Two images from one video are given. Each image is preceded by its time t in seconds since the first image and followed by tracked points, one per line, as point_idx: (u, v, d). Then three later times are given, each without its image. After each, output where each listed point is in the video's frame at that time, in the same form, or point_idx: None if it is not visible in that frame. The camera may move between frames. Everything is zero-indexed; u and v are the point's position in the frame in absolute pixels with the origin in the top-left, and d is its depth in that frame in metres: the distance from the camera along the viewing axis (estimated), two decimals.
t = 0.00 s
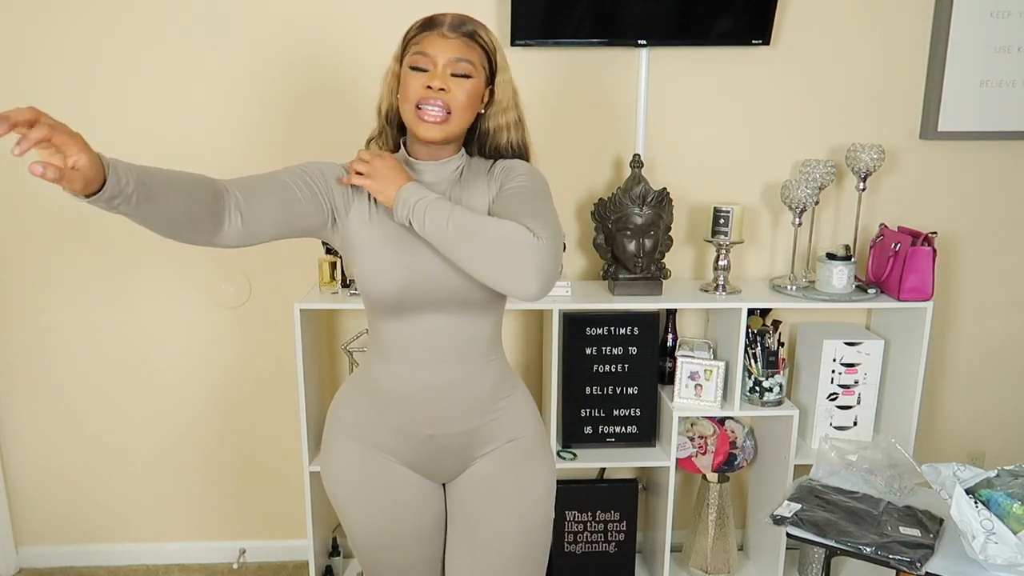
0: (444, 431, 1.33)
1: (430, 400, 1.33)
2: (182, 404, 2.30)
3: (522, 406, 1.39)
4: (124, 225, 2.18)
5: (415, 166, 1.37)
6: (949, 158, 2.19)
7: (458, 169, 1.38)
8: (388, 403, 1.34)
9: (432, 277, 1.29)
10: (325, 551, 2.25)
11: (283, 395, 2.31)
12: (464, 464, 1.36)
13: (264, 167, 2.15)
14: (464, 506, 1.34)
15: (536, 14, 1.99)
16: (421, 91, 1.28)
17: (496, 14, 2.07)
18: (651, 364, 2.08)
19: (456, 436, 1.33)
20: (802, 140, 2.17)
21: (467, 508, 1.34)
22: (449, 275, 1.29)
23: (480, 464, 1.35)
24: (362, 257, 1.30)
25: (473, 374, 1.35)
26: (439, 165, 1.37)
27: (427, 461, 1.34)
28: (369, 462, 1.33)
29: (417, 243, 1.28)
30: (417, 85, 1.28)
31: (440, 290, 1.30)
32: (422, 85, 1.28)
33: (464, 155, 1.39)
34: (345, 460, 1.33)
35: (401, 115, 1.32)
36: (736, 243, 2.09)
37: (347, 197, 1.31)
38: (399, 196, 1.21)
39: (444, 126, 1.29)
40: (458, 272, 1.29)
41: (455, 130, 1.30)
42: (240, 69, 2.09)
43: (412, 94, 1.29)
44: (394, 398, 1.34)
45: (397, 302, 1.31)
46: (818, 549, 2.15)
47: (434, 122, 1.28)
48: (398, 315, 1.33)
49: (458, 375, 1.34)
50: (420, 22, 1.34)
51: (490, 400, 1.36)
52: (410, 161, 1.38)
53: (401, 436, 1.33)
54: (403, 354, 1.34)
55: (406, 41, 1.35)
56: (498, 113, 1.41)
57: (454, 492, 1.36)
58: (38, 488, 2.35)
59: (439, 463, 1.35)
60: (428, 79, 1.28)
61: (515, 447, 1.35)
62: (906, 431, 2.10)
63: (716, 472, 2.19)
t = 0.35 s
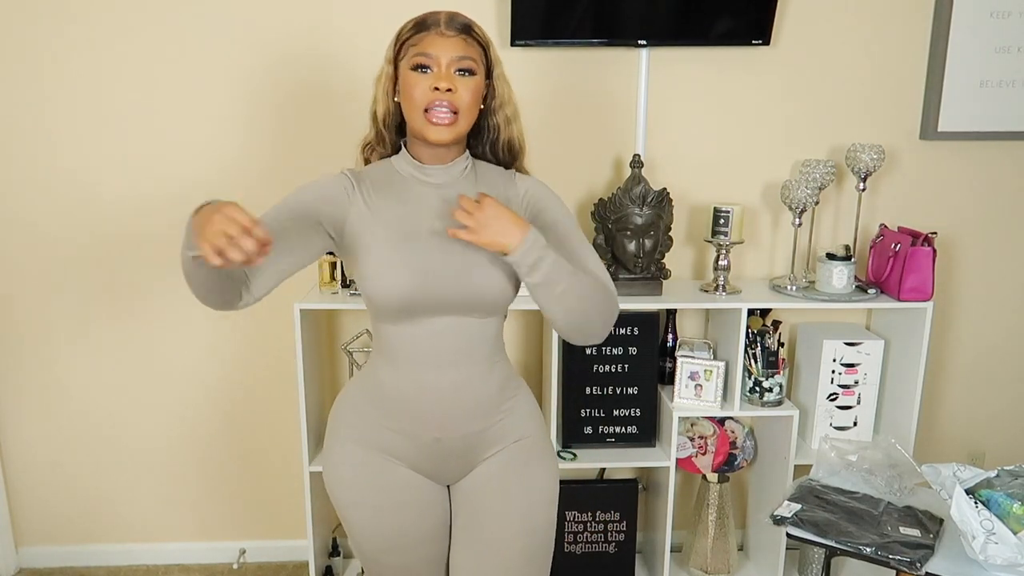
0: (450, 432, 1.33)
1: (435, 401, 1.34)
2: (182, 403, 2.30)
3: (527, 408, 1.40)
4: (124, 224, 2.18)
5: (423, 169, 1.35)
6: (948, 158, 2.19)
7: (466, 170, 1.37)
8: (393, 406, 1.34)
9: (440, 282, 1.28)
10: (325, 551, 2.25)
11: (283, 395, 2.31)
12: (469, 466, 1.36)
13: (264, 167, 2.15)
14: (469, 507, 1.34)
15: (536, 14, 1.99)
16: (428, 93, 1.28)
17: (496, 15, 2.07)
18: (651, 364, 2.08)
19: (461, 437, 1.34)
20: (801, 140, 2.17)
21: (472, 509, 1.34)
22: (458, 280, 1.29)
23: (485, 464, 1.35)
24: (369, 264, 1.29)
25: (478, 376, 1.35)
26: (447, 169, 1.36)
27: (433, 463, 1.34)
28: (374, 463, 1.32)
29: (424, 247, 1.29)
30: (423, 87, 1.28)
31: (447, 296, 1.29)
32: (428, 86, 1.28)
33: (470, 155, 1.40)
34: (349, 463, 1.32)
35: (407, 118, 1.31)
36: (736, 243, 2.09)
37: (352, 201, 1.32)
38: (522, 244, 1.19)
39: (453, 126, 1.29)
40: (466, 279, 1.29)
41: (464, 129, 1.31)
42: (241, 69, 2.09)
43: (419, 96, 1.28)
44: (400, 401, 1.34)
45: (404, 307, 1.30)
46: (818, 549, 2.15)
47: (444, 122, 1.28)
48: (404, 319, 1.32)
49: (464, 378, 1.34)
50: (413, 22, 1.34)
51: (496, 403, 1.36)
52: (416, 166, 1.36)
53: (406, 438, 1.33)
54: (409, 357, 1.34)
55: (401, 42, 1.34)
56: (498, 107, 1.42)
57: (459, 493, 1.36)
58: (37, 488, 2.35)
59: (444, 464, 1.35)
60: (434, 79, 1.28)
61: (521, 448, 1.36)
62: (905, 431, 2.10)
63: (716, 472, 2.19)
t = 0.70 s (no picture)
0: (455, 433, 1.33)
1: (440, 402, 1.33)
2: (182, 404, 2.30)
3: (532, 408, 1.40)
4: (123, 225, 2.18)
5: (424, 172, 1.35)
6: (949, 158, 2.19)
7: (467, 170, 1.37)
8: (399, 407, 1.34)
9: (444, 285, 1.29)
10: (325, 551, 2.25)
11: (283, 396, 2.31)
12: (475, 466, 1.36)
13: (264, 168, 2.15)
14: (473, 508, 1.34)
15: (536, 14, 1.99)
16: (420, 96, 1.28)
17: (496, 15, 2.07)
18: (651, 364, 2.08)
19: (466, 438, 1.34)
20: (802, 140, 2.17)
21: (477, 509, 1.34)
22: (462, 282, 1.29)
23: (490, 464, 1.35)
24: (375, 268, 1.29)
25: (482, 376, 1.35)
26: (448, 171, 1.35)
27: (439, 464, 1.35)
28: (379, 464, 1.32)
29: (428, 251, 1.29)
30: (415, 90, 1.28)
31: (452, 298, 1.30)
32: (420, 89, 1.28)
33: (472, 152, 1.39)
34: (354, 464, 1.33)
35: (403, 123, 1.31)
36: (736, 244, 2.08)
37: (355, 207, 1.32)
38: (574, 230, 1.28)
39: (448, 125, 1.29)
40: (472, 283, 1.29)
41: (460, 126, 1.31)
42: (240, 69, 2.09)
43: (411, 100, 1.28)
44: (406, 402, 1.34)
45: (408, 311, 1.30)
46: (818, 549, 2.15)
47: (439, 123, 1.28)
48: (409, 321, 1.32)
49: (469, 379, 1.34)
50: (394, 23, 1.33)
51: (502, 403, 1.36)
52: (417, 168, 1.35)
53: (413, 439, 1.34)
54: (413, 358, 1.34)
55: (385, 46, 1.33)
56: (488, 98, 1.42)
57: (463, 493, 1.36)
58: (37, 488, 2.35)
59: (449, 464, 1.35)
60: (424, 80, 1.28)
61: (526, 450, 1.35)
62: (906, 431, 2.10)
63: (716, 473, 2.19)
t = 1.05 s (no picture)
0: (459, 432, 1.33)
1: (444, 402, 1.33)
2: (182, 404, 2.30)
3: (536, 408, 1.40)
4: (123, 225, 2.18)
5: (430, 170, 1.35)
6: (948, 158, 2.19)
7: (473, 169, 1.37)
8: (402, 407, 1.34)
9: (448, 284, 1.29)
10: (325, 551, 2.25)
11: (283, 395, 2.31)
12: (479, 465, 1.36)
13: (264, 168, 2.15)
14: (476, 507, 1.34)
15: (536, 14, 1.99)
16: (428, 96, 1.28)
17: (496, 15, 2.07)
18: (651, 364, 2.08)
19: (470, 437, 1.34)
20: (801, 139, 2.17)
21: (481, 509, 1.34)
22: (466, 282, 1.29)
23: (493, 463, 1.35)
24: (377, 267, 1.29)
25: (485, 376, 1.35)
26: (454, 169, 1.35)
27: (443, 464, 1.35)
28: (383, 464, 1.33)
29: (432, 249, 1.29)
30: (422, 91, 1.28)
31: (455, 297, 1.30)
32: (427, 90, 1.28)
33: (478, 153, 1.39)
34: (358, 464, 1.33)
35: (409, 122, 1.31)
36: (736, 244, 2.09)
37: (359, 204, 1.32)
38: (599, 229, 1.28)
39: (455, 126, 1.29)
40: (474, 282, 1.29)
41: (467, 128, 1.31)
42: (240, 69, 2.09)
43: (419, 100, 1.28)
44: (409, 401, 1.34)
45: (410, 309, 1.30)
46: (818, 550, 2.15)
47: (447, 124, 1.28)
48: (412, 319, 1.32)
49: (473, 379, 1.34)
50: (404, 22, 1.33)
51: (505, 402, 1.36)
52: (423, 167, 1.35)
53: (417, 439, 1.33)
54: (416, 357, 1.34)
55: (394, 44, 1.33)
56: (496, 99, 1.41)
57: (467, 492, 1.36)
58: (37, 489, 2.35)
59: (452, 464, 1.35)
60: (432, 81, 1.28)
61: (529, 449, 1.35)
62: (906, 432, 2.09)
63: (716, 473, 2.19)
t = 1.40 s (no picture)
0: (459, 433, 1.33)
1: (443, 402, 1.33)
2: (182, 404, 2.30)
3: (536, 409, 1.40)
4: (123, 225, 2.18)
5: (431, 171, 1.35)
6: (948, 158, 2.19)
7: (473, 170, 1.37)
8: (402, 408, 1.34)
9: (447, 285, 1.29)
10: (325, 551, 2.25)
11: (283, 395, 2.31)
12: (478, 467, 1.36)
13: (264, 168, 2.15)
14: (475, 508, 1.34)
15: (536, 14, 1.99)
16: (429, 97, 1.28)
17: (496, 15, 2.07)
18: (651, 364, 2.08)
19: (470, 438, 1.34)
20: (801, 140, 2.17)
21: (480, 510, 1.34)
22: (466, 283, 1.29)
23: (493, 463, 1.35)
24: (377, 268, 1.29)
25: (484, 376, 1.35)
26: (455, 170, 1.35)
27: (443, 465, 1.34)
28: (383, 465, 1.33)
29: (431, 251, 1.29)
30: (424, 91, 1.28)
31: (456, 298, 1.30)
32: (429, 90, 1.28)
33: (479, 154, 1.39)
34: (358, 465, 1.33)
35: (411, 122, 1.31)
36: (736, 244, 2.08)
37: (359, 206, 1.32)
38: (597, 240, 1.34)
39: (457, 127, 1.29)
40: (474, 285, 1.29)
41: (468, 128, 1.31)
42: (240, 70, 2.09)
43: (420, 101, 1.28)
44: (409, 403, 1.33)
45: (409, 310, 1.30)
46: (818, 550, 2.15)
47: (448, 125, 1.29)
48: (413, 321, 1.32)
49: (473, 380, 1.34)
50: (407, 21, 1.33)
51: (505, 403, 1.36)
52: (424, 168, 1.35)
53: (417, 440, 1.33)
54: (416, 358, 1.34)
55: (397, 44, 1.33)
56: (499, 99, 1.41)
57: (467, 493, 1.36)
58: (37, 489, 2.35)
59: (453, 465, 1.35)
60: (434, 82, 1.28)
61: (528, 450, 1.36)
62: (905, 432, 2.09)
63: (716, 473, 2.19)
